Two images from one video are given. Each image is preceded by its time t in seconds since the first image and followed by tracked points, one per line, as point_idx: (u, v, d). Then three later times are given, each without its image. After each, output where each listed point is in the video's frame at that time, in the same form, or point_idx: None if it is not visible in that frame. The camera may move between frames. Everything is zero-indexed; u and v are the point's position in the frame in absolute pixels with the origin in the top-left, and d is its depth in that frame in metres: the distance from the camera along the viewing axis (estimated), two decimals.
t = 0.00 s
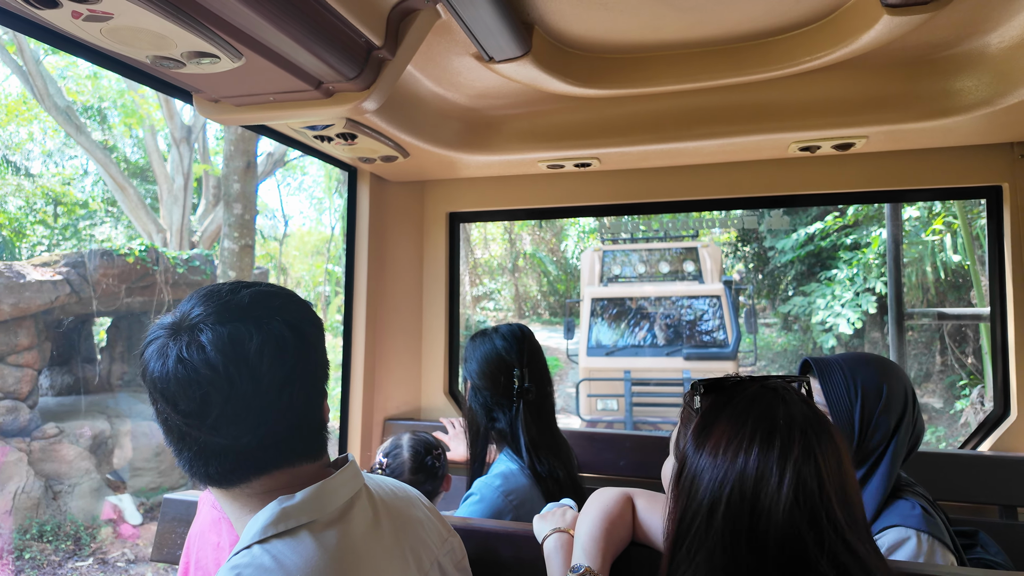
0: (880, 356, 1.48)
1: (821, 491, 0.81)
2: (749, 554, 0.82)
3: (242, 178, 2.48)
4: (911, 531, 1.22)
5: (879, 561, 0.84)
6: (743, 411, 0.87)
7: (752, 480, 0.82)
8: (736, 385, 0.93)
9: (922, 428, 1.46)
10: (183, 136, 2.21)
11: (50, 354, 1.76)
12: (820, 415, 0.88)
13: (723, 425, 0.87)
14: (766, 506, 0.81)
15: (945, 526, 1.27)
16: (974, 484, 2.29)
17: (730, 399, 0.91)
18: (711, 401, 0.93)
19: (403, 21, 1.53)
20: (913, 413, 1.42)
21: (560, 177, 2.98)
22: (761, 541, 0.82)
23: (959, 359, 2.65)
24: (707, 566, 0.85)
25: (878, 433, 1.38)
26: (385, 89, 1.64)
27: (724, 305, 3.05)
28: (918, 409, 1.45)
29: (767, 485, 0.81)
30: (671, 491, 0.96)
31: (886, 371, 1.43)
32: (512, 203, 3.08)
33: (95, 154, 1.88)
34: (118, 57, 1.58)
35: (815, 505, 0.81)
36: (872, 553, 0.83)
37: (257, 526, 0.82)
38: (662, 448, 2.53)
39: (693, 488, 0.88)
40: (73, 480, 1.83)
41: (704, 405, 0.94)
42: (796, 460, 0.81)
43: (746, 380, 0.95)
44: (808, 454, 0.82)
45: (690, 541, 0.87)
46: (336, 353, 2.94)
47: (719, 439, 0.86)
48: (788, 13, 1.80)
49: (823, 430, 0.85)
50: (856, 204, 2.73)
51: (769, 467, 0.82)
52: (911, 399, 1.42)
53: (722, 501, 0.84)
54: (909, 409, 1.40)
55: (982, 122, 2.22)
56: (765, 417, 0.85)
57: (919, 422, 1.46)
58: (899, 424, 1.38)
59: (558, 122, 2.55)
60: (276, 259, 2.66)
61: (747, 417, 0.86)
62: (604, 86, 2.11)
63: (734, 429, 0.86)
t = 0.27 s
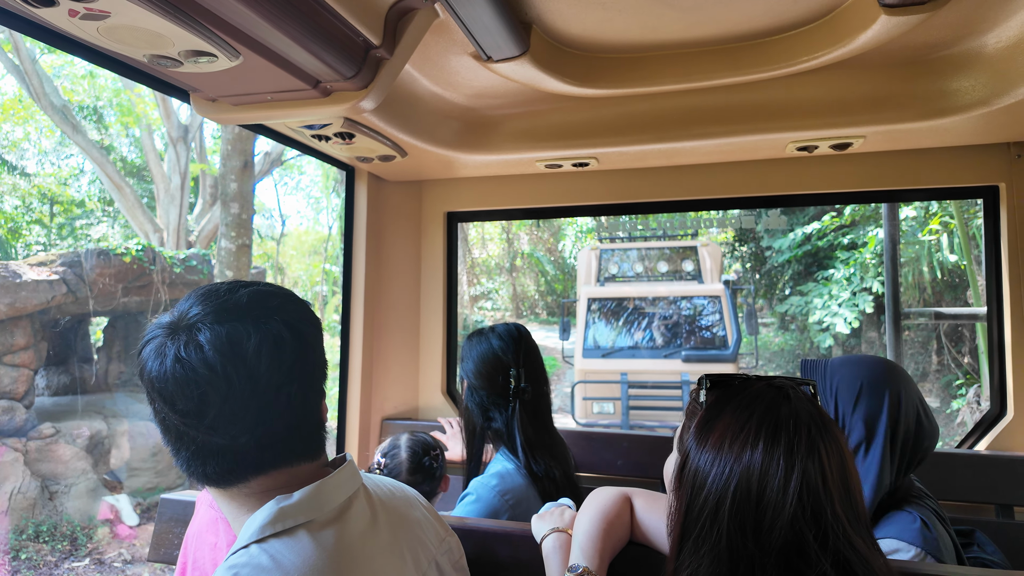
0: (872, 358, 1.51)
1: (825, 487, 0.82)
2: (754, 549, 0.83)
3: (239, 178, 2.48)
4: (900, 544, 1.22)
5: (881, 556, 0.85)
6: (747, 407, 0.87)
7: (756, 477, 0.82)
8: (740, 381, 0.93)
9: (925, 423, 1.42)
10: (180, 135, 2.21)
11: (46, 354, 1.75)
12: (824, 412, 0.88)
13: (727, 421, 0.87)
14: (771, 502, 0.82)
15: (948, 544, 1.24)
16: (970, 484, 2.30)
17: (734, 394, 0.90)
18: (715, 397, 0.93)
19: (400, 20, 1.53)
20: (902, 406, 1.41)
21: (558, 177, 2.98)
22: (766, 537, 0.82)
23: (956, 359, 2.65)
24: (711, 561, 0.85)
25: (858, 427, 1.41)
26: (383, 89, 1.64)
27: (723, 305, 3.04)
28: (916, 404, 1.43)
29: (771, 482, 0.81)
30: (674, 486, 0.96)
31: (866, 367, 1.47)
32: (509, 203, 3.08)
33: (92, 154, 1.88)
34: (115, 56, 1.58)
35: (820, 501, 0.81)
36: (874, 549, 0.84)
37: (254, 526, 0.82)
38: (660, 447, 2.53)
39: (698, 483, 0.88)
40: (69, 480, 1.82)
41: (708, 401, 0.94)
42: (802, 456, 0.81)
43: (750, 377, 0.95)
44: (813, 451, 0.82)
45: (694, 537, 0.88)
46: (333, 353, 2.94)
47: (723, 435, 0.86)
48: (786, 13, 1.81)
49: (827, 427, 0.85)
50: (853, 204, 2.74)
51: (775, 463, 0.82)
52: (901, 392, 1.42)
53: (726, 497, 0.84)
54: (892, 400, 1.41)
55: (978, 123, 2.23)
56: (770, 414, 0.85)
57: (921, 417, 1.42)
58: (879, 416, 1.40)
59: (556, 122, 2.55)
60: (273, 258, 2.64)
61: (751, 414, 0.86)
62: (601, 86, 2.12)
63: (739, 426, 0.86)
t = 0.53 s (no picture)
0: (847, 365, 1.57)
1: (821, 487, 0.82)
2: (749, 549, 0.83)
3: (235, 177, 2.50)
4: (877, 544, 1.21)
5: (875, 555, 0.85)
6: (744, 408, 0.87)
7: (752, 477, 0.82)
8: (737, 381, 0.93)
9: (896, 413, 1.42)
10: (176, 135, 2.21)
11: (42, 354, 1.75)
12: (819, 412, 0.88)
13: (723, 422, 0.87)
14: (767, 502, 0.82)
15: (937, 545, 1.21)
16: (966, 483, 2.31)
17: (730, 394, 0.90)
18: (711, 397, 0.93)
19: (398, 19, 1.53)
20: (864, 400, 1.46)
21: (555, 177, 2.98)
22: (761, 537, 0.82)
23: (952, 359, 2.66)
24: (707, 561, 0.85)
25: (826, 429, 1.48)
26: (380, 88, 1.64)
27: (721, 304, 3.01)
28: (883, 395, 1.45)
29: (767, 482, 0.82)
30: (670, 486, 0.96)
31: (830, 373, 1.56)
32: (506, 203, 3.08)
33: (88, 153, 1.87)
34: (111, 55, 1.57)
35: (815, 501, 0.81)
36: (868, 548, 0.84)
37: (252, 526, 0.82)
38: (657, 447, 2.53)
39: (693, 484, 0.88)
40: (65, 480, 1.82)
41: (704, 401, 0.94)
42: (797, 456, 0.81)
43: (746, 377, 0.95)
44: (809, 451, 0.82)
45: (691, 537, 0.88)
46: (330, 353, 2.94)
47: (720, 436, 0.86)
48: (783, 13, 1.81)
49: (823, 427, 0.85)
50: (849, 204, 2.75)
51: (771, 463, 0.82)
52: (863, 387, 1.47)
53: (722, 497, 0.84)
54: (850, 396, 1.47)
55: (974, 123, 2.24)
56: (766, 414, 0.85)
57: (892, 407, 1.43)
58: (840, 413, 1.47)
59: (553, 121, 2.55)
60: (270, 258, 2.64)
61: (749, 414, 0.86)
62: (599, 86, 2.12)
63: (735, 427, 0.85)
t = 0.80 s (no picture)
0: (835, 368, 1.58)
1: (814, 487, 0.82)
2: (743, 548, 0.83)
3: (232, 177, 2.47)
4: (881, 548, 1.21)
5: (869, 555, 0.85)
6: (737, 407, 0.87)
7: (745, 477, 0.83)
8: (731, 381, 0.93)
9: (888, 412, 1.43)
10: (173, 135, 2.22)
11: (38, 354, 1.74)
12: (813, 412, 0.88)
13: (717, 421, 0.87)
14: (760, 501, 0.82)
15: (940, 545, 1.22)
16: (962, 482, 2.32)
17: (725, 394, 0.91)
18: (706, 396, 0.93)
19: (396, 19, 1.53)
20: (855, 402, 1.46)
21: (553, 177, 2.99)
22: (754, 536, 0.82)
23: (948, 358, 2.68)
24: (701, 560, 0.86)
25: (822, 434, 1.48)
26: (378, 88, 1.63)
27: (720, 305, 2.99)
28: (874, 395, 1.46)
29: (760, 481, 0.82)
30: (665, 485, 0.96)
31: (819, 378, 1.56)
32: (504, 202, 3.08)
33: (84, 153, 1.87)
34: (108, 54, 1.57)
35: (808, 500, 0.82)
36: (862, 547, 0.84)
37: (248, 525, 0.82)
38: (654, 446, 2.54)
39: (687, 482, 0.88)
40: (61, 481, 1.82)
41: (698, 400, 0.94)
42: (790, 455, 0.82)
43: (741, 377, 0.95)
44: (802, 450, 0.82)
45: (685, 536, 0.88)
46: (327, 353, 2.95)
47: (713, 434, 0.86)
48: (780, 13, 1.81)
49: (816, 427, 0.85)
50: (846, 204, 2.76)
51: (764, 462, 0.82)
52: (853, 389, 1.48)
53: (716, 496, 0.84)
54: (842, 398, 1.47)
55: (971, 123, 2.25)
56: (759, 413, 0.85)
57: (884, 406, 1.44)
58: (834, 417, 1.47)
59: (551, 121, 2.55)
60: (267, 258, 2.63)
61: (742, 414, 0.86)
62: (597, 86, 2.12)
63: (729, 426, 0.86)
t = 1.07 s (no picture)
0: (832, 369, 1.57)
1: (811, 486, 0.82)
2: (740, 548, 0.83)
3: (230, 176, 2.48)
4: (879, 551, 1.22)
5: (865, 554, 0.86)
6: (734, 406, 0.87)
7: (743, 476, 0.83)
8: (729, 381, 0.93)
9: (890, 414, 1.42)
10: (171, 134, 2.26)
11: (35, 354, 1.74)
12: (810, 412, 0.88)
13: (714, 421, 0.87)
14: (758, 501, 0.82)
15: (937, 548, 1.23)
16: (959, 481, 2.32)
17: (722, 394, 0.91)
18: (703, 396, 0.93)
19: (393, 19, 1.53)
20: (856, 404, 1.45)
21: (551, 177, 2.98)
22: (751, 535, 0.83)
23: (945, 359, 2.68)
24: (698, 560, 0.86)
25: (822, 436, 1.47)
26: (375, 88, 1.63)
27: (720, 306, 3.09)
28: (875, 398, 1.45)
29: (758, 481, 0.82)
30: (663, 485, 0.96)
31: (818, 379, 1.55)
32: (502, 203, 3.08)
33: (82, 153, 1.88)
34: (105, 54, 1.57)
35: (805, 500, 0.82)
36: (858, 546, 0.85)
37: (246, 525, 0.82)
38: (652, 446, 2.54)
39: (685, 482, 0.88)
40: (58, 481, 1.81)
41: (695, 400, 0.94)
42: (787, 455, 0.82)
43: (737, 377, 0.95)
44: (799, 450, 0.82)
45: (683, 536, 0.88)
46: (325, 353, 2.94)
47: (711, 434, 0.87)
48: (778, 14, 1.81)
49: (813, 426, 0.86)
50: (844, 204, 2.76)
51: (761, 462, 0.82)
52: (854, 391, 1.47)
53: (713, 496, 0.85)
54: (843, 400, 1.46)
55: (968, 124, 2.25)
56: (756, 413, 0.85)
57: (885, 409, 1.43)
58: (835, 419, 1.46)
59: (549, 121, 2.55)
60: (265, 258, 2.62)
61: (739, 413, 0.86)
62: (595, 86, 2.12)
63: (726, 426, 0.86)
